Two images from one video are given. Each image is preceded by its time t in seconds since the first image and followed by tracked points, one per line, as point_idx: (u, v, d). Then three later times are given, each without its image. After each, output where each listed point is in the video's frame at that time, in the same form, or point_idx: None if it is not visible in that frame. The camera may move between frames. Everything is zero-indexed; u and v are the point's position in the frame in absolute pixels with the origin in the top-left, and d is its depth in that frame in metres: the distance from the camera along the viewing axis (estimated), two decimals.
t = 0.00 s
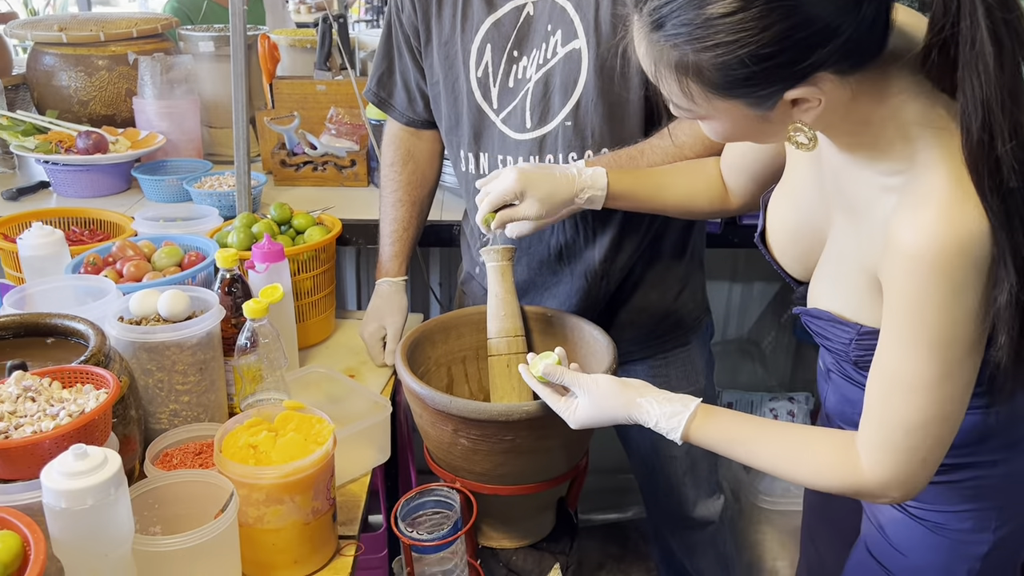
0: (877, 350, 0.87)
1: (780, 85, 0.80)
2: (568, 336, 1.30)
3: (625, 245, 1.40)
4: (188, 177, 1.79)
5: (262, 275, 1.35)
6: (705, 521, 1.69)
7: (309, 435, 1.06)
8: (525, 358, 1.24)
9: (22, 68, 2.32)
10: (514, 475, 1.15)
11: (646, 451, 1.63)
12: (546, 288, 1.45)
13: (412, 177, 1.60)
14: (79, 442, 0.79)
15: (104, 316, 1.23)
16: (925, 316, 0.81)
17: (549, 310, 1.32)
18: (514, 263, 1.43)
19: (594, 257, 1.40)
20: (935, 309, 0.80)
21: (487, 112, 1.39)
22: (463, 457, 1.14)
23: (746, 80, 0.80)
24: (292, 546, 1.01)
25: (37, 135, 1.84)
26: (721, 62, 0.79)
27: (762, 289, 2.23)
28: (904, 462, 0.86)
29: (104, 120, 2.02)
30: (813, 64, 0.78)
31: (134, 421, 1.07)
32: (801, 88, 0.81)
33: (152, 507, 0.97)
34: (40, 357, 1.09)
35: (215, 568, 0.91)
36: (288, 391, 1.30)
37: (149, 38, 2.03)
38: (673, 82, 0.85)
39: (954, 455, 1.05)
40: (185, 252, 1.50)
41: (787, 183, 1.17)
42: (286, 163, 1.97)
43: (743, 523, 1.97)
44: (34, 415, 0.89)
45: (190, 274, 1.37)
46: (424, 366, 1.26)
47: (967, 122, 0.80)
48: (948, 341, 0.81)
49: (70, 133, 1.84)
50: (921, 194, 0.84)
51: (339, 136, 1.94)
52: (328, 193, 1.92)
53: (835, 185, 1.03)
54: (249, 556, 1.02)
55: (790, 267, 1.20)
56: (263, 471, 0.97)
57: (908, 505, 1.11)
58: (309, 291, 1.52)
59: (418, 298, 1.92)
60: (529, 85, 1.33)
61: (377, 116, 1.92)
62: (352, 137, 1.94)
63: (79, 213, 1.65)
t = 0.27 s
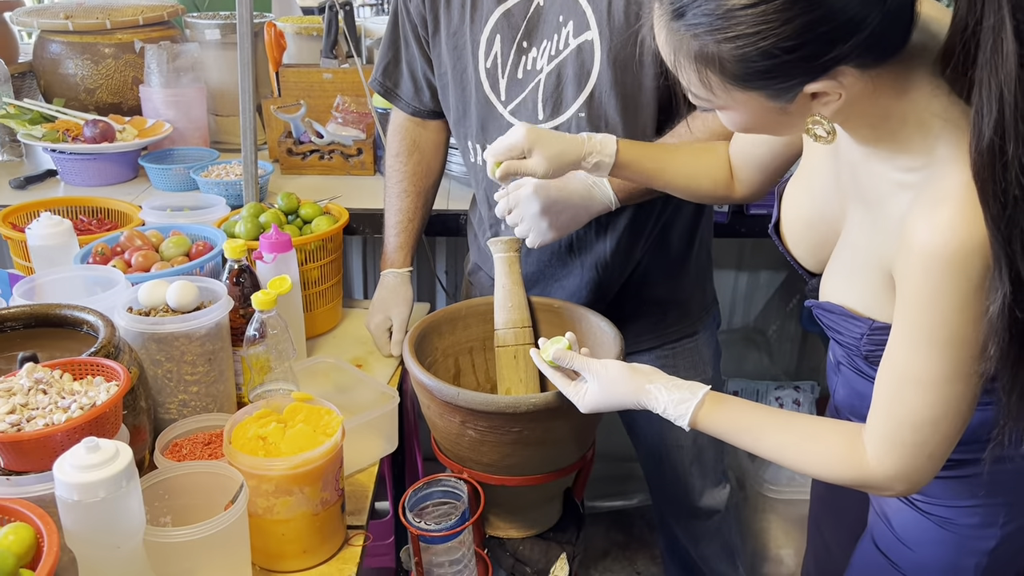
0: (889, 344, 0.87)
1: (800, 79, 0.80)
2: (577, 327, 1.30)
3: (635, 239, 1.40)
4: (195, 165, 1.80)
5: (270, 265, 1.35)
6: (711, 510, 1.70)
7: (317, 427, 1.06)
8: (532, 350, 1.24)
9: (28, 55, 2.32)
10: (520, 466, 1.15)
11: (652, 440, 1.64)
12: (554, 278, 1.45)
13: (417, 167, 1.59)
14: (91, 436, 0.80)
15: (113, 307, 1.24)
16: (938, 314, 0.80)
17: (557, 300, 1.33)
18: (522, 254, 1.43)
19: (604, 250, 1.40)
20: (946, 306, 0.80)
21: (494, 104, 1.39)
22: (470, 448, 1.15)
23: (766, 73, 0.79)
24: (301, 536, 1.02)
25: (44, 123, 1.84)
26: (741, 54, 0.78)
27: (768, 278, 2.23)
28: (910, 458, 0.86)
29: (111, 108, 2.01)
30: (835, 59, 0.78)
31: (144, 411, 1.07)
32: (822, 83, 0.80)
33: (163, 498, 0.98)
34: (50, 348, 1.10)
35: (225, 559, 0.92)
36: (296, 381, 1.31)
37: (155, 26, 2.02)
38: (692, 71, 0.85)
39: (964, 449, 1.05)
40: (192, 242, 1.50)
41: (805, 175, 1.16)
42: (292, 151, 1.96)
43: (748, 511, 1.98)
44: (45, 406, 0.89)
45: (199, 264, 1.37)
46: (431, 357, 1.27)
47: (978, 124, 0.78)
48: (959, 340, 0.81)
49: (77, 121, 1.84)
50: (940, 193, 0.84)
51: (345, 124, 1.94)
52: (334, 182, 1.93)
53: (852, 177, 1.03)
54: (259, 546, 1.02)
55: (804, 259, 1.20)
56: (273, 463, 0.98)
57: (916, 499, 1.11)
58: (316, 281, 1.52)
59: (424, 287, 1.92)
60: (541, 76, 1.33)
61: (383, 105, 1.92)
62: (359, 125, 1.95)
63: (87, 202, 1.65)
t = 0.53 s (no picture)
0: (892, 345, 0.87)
1: (814, 61, 0.78)
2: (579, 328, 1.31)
3: (638, 239, 1.41)
4: (199, 163, 1.80)
5: (273, 264, 1.36)
6: (713, 507, 1.71)
7: (320, 428, 1.07)
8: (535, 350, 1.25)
9: (32, 50, 2.32)
10: (521, 467, 1.16)
11: (656, 437, 1.64)
12: (557, 279, 1.46)
13: (419, 166, 1.60)
14: (96, 439, 0.80)
15: (118, 306, 1.25)
16: (942, 314, 0.81)
17: (559, 300, 1.33)
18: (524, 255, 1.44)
19: (607, 251, 1.40)
20: (949, 310, 0.81)
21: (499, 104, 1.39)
22: (472, 449, 1.16)
23: (780, 53, 0.78)
24: (304, 536, 1.03)
25: (49, 120, 1.84)
26: (757, 31, 0.77)
27: (770, 275, 2.23)
28: (909, 458, 0.87)
29: (115, 105, 2.02)
30: (848, 40, 0.77)
31: (149, 411, 1.08)
32: (836, 66, 0.79)
33: (167, 498, 0.99)
34: (55, 349, 1.11)
35: (229, 560, 0.93)
36: (300, 380, 1.31)
37: (159, 23, 2.03)
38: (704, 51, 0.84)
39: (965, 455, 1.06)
40: (196, 240, 1.51)
41: (814, 177, 1.17)
42: (296, 148, 1.97)
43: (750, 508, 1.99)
44: (50, 408, 0.90)
45: (202, 264, 1.38)
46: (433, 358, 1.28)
47: (979, 117, 0.78)
48: (962, 341, 0.81)
49: (82, 118, 1.85)
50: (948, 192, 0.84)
51: (348, 121, 1.94)
52: (337, 179, 1.93)
53: (861, 175, 1.03)
54: (262, 545, 1.03)
55: (813, 261, 1.20)
56: (276, 464, 0.99)
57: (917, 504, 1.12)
58: (320, 279, 1.53)
59: (427, 283, 1.93)
60: (544, 77, 1.33)
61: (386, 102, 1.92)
62: (362, 122, 1.93)
63: (91, 200, 1.65)
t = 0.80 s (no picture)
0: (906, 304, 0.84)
1: None
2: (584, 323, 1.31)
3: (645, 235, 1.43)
4: (204, 158, 1.81)
5: (278, 260, 1.36)
6: (718, 502, 1.72)
7: (325, 424, 1.07)
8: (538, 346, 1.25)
9: (37, 45, 2.33)
10: (525, 462, 1.16)
11: (661, 432, 1.64)
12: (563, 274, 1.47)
13: (417, 172, 1.60)
14: (103, 437, 0.81)
15: (123, 302, 1.25)
16: (963, 257, 0.78)
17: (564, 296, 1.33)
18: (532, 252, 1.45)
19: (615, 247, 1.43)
20: (965, 262, 0.78)
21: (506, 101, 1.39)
22: (476, 444, 1.16)
23: None
24: (309, 532, 1.03)
25: (54, 116, 1.85)
26: None
27: (773, 273, 2.23)
28: (916, 428, 0.83)
29: (120, 100, 2.02)
30: None
31: (154, 407, 1.09)
32: None
33: (173, 494, 0.99)
34: (61, 345, 1.11)
35: (234, 556, 0.93)
36: (305, 376, 1.32)
37: (163, 18, 2.03)
38: None
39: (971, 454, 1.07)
40: (201, 236, 1.51)
41: (835, 157, 1.17)
42: (300, 143, 1.97)
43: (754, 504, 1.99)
44: (57, 405, 0.91)
45: (207, 259, 1.38)
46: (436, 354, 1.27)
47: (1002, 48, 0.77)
48: (982, 290, 0.78)
49: (87, 114, 1.85)
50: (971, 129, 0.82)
51: (353, 116, 1.95)
52: (341, 174, 1.94)
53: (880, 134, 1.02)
54: (268, 541, 1.04)
55: (827, 242, 1.19)
56: (280, 460, 0.99)
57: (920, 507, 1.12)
58: (324, 274, 1.53)
59: (431, 278, 1.94)
60: (549, 73, 1.33)
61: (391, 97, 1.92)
62: (366, 117, 1.95)
63: (96, 195, 1.66)
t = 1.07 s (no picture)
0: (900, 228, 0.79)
1: None
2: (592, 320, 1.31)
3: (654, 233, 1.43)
4: (210, 154, 1.81)
5: (286, 256, 1.36)
6: (725, 497, 1.72)
7: (333, 419, 1.08)
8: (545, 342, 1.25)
9: (43, 41, 2.33)
10: (533, 457, 1.17)
11: (667, 427, 1.64)
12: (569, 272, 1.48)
13: (418, 178, 1.60)
14: (114, 432, 0.81)
15: (132, 298, 1.26)
16: (977, 166, 0.74)
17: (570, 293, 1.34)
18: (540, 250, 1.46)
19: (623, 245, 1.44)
20: (977, 174, 0.74)
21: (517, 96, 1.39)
22: (484, 440, 1.16)
23: None
24: (318, 527, 1.03)
25: (61, 111, 1.85)
26: None
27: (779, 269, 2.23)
28: (895, 360, 0.76)
29: (126, 96, 2.02)
30: None
31: (163, 402, 1.09)
32: None
33: (182, 489, 1.00)
34: (71, 340, 1.12)
35: (244, 552, 0.93)
36: (312, 372, 1.32)
37: (169, 13, 2.03)
38: None
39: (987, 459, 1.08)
40: (209, 231, 1.51)
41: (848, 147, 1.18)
42: (307, 139, 1.98)
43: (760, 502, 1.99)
44: (68, 400, 0.92)
45: (215, 255, 1.39)
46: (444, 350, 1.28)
47: None
48: (989, 207, 0.74)
49: (94, 109, 1.85)
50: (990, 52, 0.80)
51: (359, 112, 1.95)
52: (347, 170, 1.94)
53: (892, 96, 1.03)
54: (277, 535, 1.04)
55: (838, 234, 1.18)
56: (290, 455, 0.99)
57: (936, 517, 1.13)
58: (331, 270, 1.54)
59: (437, 274, 1.94)
60: (558, 69, 1.33)
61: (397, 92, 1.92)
62: (372, 113, 1.95)
63: (104, 191, 1.66)
